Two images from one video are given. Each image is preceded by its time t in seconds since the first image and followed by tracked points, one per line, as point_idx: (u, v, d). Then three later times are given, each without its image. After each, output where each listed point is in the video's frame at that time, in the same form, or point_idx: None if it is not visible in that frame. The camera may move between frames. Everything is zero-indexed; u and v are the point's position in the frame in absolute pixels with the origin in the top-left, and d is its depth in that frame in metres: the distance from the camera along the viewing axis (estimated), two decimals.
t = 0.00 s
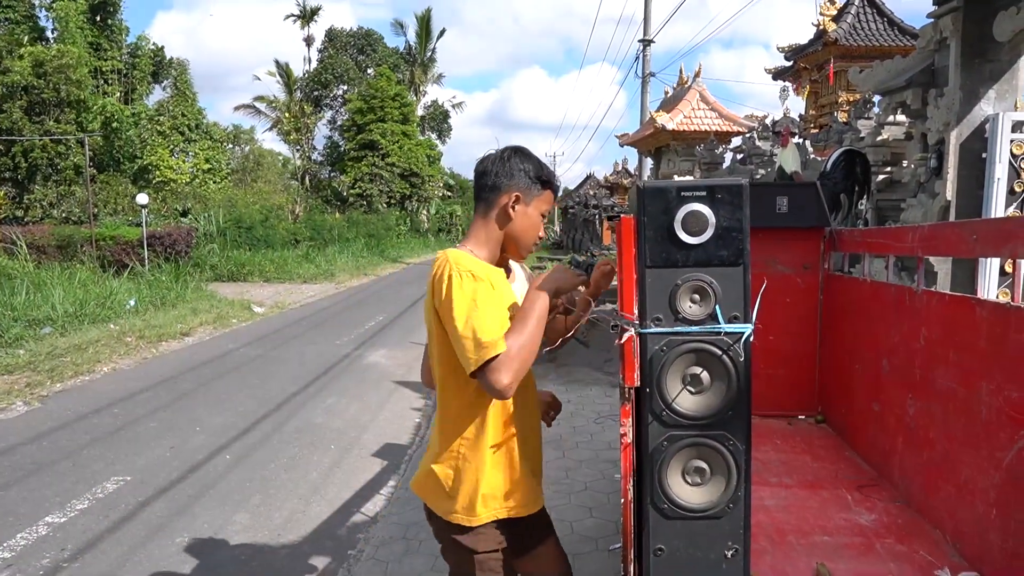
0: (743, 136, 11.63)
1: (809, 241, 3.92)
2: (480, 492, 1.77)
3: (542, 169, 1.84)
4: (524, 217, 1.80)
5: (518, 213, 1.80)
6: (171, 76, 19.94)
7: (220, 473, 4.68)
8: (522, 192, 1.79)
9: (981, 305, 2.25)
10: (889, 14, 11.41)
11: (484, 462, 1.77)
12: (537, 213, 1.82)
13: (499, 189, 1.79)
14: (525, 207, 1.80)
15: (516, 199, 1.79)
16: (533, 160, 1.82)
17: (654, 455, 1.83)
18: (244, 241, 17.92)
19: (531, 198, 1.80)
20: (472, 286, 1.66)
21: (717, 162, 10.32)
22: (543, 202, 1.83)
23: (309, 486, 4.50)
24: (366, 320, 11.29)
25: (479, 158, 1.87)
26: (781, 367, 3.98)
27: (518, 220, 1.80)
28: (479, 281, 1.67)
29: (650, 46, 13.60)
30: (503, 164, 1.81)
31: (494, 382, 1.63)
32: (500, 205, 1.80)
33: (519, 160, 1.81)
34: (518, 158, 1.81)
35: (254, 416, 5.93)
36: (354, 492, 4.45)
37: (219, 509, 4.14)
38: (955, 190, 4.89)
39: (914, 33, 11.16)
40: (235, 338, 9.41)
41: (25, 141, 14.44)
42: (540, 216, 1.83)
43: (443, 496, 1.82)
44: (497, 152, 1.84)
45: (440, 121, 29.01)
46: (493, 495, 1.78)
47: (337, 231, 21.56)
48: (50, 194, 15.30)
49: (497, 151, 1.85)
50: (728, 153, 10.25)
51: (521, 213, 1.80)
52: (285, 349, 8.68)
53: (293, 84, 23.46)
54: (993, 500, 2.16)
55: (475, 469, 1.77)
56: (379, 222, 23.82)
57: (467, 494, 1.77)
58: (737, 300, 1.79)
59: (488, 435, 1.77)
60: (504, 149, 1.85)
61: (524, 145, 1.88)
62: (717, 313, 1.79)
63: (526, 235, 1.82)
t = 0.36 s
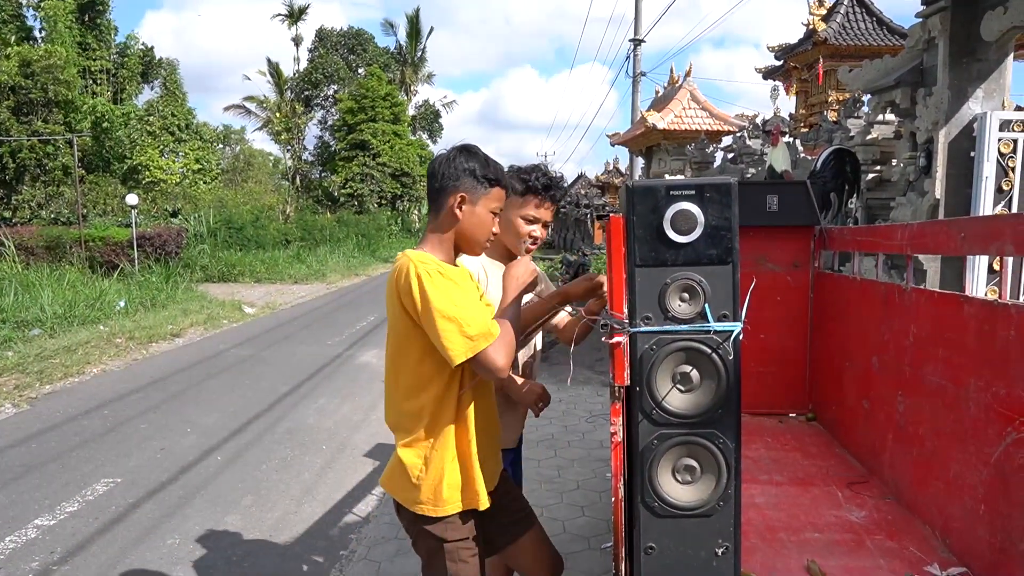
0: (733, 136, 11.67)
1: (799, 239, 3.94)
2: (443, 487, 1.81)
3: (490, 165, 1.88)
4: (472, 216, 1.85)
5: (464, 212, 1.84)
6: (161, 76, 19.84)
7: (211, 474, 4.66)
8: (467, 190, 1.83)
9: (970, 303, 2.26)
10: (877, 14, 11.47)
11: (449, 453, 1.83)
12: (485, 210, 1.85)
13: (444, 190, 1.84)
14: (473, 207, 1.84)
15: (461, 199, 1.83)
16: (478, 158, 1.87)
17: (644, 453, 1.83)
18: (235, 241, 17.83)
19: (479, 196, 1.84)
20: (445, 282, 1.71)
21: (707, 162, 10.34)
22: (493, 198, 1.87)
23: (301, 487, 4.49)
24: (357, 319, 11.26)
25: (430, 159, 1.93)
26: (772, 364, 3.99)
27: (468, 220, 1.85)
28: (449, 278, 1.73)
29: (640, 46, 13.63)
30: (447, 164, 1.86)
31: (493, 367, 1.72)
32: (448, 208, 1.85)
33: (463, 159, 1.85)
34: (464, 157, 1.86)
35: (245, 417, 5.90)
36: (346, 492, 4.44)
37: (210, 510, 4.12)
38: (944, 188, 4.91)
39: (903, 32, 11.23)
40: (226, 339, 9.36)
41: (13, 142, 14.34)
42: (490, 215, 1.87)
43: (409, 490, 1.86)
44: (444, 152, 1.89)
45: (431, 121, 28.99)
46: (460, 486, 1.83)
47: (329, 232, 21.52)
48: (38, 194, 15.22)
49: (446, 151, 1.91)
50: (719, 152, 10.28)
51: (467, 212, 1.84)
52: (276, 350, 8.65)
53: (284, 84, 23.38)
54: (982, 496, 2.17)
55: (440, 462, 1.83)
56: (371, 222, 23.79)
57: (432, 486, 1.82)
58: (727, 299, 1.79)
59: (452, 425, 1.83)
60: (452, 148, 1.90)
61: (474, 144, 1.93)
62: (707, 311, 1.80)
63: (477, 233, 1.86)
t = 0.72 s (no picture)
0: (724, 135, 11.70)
1: (790, 238, 3.95)
2: (456, 477, 1.85)
3: (488, 156, 1.87)
4: (474, 210, 1.84)
5: (466, 207, 1.84)
6: (151, 75, 19.73)
7: (201, 474, 4.63)
8: (465, 185, 1.83)
9: (960, 300, 2.27)
10: (868, 14, 11.52)
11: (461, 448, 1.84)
12: (487, 202, 1.83)
13: (445, 190, 1.86)
14: (474, 201, 1.83)
15: (461, 195, 1.84)
16: (477, 151, 1.86)
17: (637, 451, 1.82)
18: (225, 240, 17.74)
19: (478, 190, 1.83)
20: (449, 291, 1.73)
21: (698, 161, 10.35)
22: (494, 189, 1.85)
23: (291, 486, 4.47)
24: (348, 319, 11.22)
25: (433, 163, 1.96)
26: (763, 362, 4.00)
27: (471, 215, 1.84)
28: (451, 285, 1.74)
29: (631, 45, 13.64)
30: (445, 164, 1.88)
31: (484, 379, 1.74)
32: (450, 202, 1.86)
33: (458, 155, 1.86)
34: (458, 153, 1.86)
35: (235, 417, 5.87)
36: (337, 492, 4.42)
37: (200, 510, 4.09)
38: (933, 188, 4.94)
39: (893, 32, 11.28)
40: (215, 339, 9.31)
41: None
42: (492, 207, 1.84)
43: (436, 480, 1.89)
44: (442, 153, 1.91)
45: (422, 120, 28.94)
46: (475, 481, 1.85)
47: (320, 231, 21.46)
48: (26, 193, 15.12)
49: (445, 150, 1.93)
50: (710, 152, 10.29)
51: (469, 206, 1.84)
52: (266, 349, 8.61)
53: (274, 83, 23.27)
54: (973, 493, 2.18)
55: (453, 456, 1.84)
56: (362, 222, 23.72)
57: (451, 480, 1.85)
58: (720, 295, 1.78)
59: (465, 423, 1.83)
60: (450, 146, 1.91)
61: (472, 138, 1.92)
62: (699, 309, 1.79)
63: (479, 228, 1.85)
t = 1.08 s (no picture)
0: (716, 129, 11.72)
1: (784, 231, 3.95)
2: (454, 452, 1.87)
3: (523, 157, 1.95)
4: (501, 205, 1.91)
5: (494, 201, 1.91)
6: (140, 68, 19.54)
7: (194, 469, 4.61)
8: (499, 179, 1.90)
9: (955, 292, 2.27)
10: (859, 8, 11.55)
11: (465, 422, 1.87)
12: (514, 200, 1.91)
13: (478, 180, 1.93)
14: (503, 194, 1.90)
15: (493, 187, 1.91)
16: (516, 153, 1.94)
17: (635, 444, 1.82)
18: (216, 236, 17.64)
19: (507, 184, 1.90)
20: (458, 260, 1.78)
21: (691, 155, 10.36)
22: (524, 189, 1.92)
23: (285, 481, 4.46)
24: (340, 314, 11.20)
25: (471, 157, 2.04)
26: (757, 356, 4.01)
27: (496, 206, 1.91)
28: (465, 255, 1.80)
29: (623, 39, 13.64)
30: (482, 158, 1.95)
31: (512, 310, 1.69)
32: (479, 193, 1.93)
33: (499, 153, 1.94)
34: (499, 150, 1.94)
35: (228, 412, 5.84)
36: (331, 486, 4.41)
37: (193, 505, 4.08)
38: (925, 181, 4.95)
39: (884, 27, 11.31)
40: (207, 334, 9.27)
41: None
42: (519, 204, 1.92)
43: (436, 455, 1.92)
44: (482, 148, 1.99)
45: (414, 115, 28.86)
46: (474, 454, 1.87)
47: (312, 226, 21.40)
48: (15, 187, 14.99)
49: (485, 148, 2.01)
50: (702, 146, 10.29)
51: (498, 199, 1.91)
52: (258, 344, 8.58)
53: (265, 77, 23.13)
54: (967, 485, 2.19)
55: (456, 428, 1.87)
56: (354, 217, 23.64)
57: (450, 453, 1.88)
58: (717, 288, 1.78)
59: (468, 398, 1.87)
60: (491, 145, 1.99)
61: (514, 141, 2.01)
62: (697, 302, 1.79)
63: (504, 222, 1.92)
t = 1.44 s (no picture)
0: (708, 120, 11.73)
1: (778, 221, 3.96)
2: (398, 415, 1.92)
3: (523, 170, 2.01)
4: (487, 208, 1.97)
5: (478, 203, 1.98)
6: (129, 58, 19.35)
7: (187, 460, 4.61)
8: (491, 182, 1.98)
9: (947, 281, 2.29)
10: None
11: (408, 387, 1.92)
12: (502, 207, 1.96)
13: (472, 178, 2.02)
14: (491, 198, 1.97)
15: (485, 189, 1.98)
16: (515, 162, 2.01)
17: (630, 432, 1.82)
18: (207, 227, 17.55)
19: (499, 191, 1.97)
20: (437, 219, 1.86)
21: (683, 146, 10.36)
22: (514, 200, 1.98)
23: (278, 472, 4.45)
24: (331, 305, 11.18)
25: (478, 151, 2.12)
26: (750, 346, 4.02)
27: (483, 206, 1.98)
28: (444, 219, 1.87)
29: (616, 30, 13.61)
30: (483, 157, 2.03)
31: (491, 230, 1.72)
32: (472, 190, 2.01)
33: (501, 159, 2.01)
34: (502, 156, 2.01)
35: (221, 403, 5.83)
36: (325, 477, 4.41)
37: (187, 496, 4.08)
38: (917, 172, 4.97)
39: (876, 18, 11.33)
40: (199, 325, 9.23)
41: None
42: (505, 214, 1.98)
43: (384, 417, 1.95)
44: (489, 148, 2.07)
45: (406, 105, 28.76)
46: (409, 419, 1.92)
47: (304, 217, 21.33)
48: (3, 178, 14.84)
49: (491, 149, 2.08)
50: (694, 137, 10.29)
51: (486, 201, 1.98)
52: (251, 335, 8.56)
53: (255, 67, 22.96)
54: (958, 471, 2.21)
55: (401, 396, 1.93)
56: (345, 208, 23.56)
57: (395, 414, 1.92)
58: (713, 276, 1.79)
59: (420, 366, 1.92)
60: (497, 148, 2.06)
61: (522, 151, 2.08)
62: (693, 289, 1.79)
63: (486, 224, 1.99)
